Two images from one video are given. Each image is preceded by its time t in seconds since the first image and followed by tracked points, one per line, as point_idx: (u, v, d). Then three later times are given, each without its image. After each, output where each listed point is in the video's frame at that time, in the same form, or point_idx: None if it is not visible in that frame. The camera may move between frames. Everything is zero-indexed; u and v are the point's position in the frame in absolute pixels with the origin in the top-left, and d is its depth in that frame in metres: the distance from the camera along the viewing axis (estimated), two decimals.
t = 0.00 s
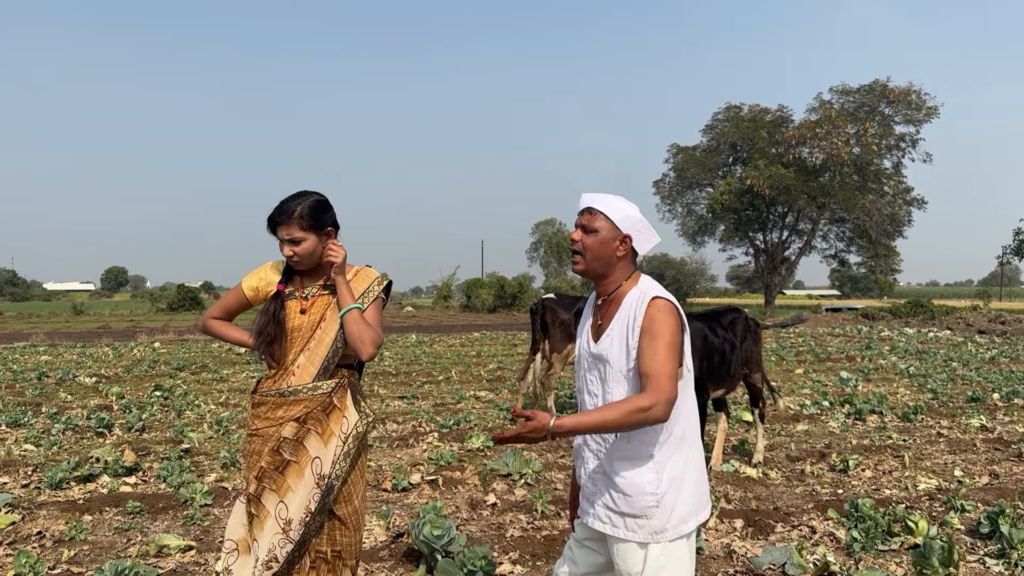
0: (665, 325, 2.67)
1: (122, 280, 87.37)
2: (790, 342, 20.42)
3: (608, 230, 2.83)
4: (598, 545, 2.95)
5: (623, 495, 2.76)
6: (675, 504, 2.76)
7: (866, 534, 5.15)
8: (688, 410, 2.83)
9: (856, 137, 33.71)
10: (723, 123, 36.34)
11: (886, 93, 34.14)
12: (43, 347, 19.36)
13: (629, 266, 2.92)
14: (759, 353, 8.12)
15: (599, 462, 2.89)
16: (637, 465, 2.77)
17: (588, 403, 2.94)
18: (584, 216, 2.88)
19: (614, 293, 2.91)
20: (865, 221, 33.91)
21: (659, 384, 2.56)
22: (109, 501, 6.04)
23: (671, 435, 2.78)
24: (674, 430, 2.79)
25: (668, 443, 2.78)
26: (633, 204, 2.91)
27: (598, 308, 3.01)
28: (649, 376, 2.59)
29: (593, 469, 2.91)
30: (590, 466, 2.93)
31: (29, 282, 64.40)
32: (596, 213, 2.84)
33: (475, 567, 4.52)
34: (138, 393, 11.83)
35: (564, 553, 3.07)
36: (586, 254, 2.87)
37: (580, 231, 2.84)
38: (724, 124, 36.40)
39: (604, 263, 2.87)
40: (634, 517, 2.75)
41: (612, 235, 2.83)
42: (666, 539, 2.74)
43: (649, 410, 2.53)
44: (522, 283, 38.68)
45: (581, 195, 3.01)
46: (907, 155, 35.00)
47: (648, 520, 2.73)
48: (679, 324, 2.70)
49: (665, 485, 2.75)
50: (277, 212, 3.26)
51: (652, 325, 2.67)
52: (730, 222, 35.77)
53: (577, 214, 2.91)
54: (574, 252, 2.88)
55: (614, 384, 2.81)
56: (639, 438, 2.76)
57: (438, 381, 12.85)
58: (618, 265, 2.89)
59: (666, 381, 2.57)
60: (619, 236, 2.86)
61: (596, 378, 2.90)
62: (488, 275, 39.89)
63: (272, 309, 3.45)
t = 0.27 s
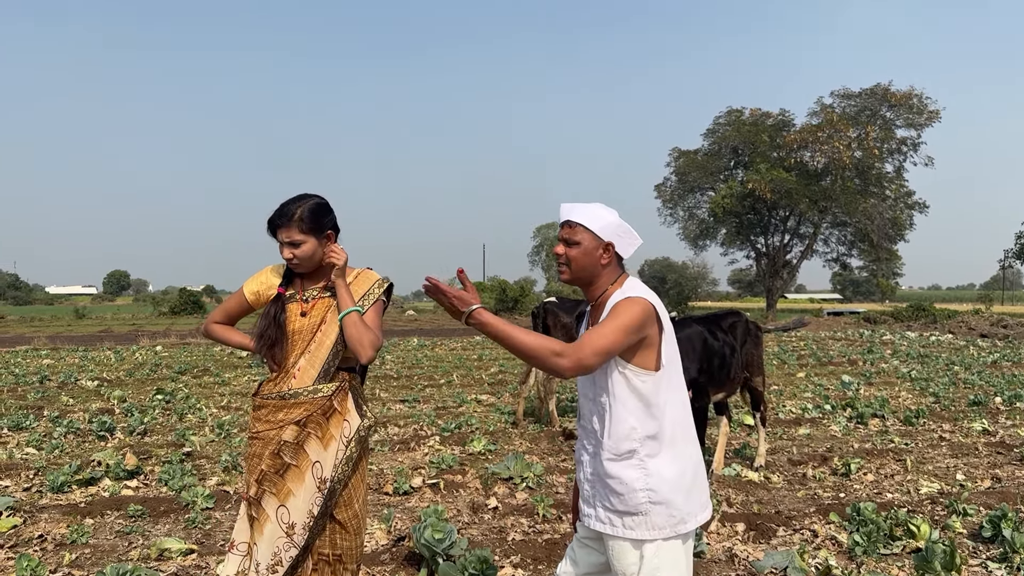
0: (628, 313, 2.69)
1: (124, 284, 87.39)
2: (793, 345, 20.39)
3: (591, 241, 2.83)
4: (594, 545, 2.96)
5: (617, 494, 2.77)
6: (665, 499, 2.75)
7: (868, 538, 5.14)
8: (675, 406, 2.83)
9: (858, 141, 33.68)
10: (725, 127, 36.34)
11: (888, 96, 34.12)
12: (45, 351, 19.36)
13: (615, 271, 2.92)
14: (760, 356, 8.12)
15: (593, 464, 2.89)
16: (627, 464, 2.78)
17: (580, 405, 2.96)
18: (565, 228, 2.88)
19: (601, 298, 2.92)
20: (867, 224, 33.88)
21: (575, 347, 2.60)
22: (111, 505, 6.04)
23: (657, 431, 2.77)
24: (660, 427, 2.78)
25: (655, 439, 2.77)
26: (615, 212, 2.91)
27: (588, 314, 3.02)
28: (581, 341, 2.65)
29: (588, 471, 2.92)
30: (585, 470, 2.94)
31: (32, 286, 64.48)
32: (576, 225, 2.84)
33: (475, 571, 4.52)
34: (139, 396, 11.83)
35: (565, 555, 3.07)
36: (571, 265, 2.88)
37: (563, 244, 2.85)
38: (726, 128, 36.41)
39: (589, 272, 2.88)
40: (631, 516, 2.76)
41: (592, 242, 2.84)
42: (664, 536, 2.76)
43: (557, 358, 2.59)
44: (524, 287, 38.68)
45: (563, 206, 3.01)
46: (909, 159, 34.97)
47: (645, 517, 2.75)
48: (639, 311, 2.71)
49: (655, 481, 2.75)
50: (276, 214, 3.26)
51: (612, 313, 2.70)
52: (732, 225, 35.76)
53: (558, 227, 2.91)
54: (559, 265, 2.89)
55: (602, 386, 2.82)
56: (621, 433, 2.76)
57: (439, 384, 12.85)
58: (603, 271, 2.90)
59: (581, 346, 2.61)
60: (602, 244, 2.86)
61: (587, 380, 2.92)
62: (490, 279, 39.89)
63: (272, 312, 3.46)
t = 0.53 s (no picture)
0: (613, 324, 2.70)
1: (126, 287, 87.42)
2: (795, 349, 20.36)
3: (573, 249, 2.84)
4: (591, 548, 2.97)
5: (602, 497, 2.79)
6: (651, 504, 2.75)
7: (871, 541, 5.14)
8: (663, 409, 2.82)
9: (860, 144, 33.66)
10: (726, 130, 36.35)
11: (889, 100, 34.12)
12: (47, 354, 19.37)
13: (602, 277, 2.93)
14: (761, 359, 8.13)
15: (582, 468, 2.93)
16: (611, 467, 2.79)
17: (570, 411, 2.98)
18: (547, 239, 2.89)
19: (590, 304, 2.93)
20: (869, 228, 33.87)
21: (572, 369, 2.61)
22: (113, 508, 6.04)
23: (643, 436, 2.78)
24: (646, 430, 2.79)
25: (641, 443, 2.78)
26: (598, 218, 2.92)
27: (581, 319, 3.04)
28: (575, 363, 2.66)
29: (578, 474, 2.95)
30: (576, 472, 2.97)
31: (34, 289, 64.54)
32: (557, 235, 2.85)
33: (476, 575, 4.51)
34: (141, 400, 11.83)
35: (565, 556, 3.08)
36: (557, 275, 2.89)
37: (546, 255, 2.86)
38: (727, 131, 36.41)
39: (576, 281, 2.89)
40: (617, 518, 2.77)
41: (576, 250, 2.85)
42: (654, 537, 2.75)
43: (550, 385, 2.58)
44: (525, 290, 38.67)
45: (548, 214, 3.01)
46: (910, 162, 34.95)
47: (630, 520, 2.75)
48: (626, 321, 2.71)
49: (640, 485, 2.76)
50: (278, 218, 3.27)
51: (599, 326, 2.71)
52: (734, 229, 35.75)
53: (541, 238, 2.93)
54: (545, 275, 2.90)
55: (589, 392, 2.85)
56: (606, 439, 2.78)
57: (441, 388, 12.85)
58: (590, 277, 2.91)
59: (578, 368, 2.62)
60: (585, 251, 2.88)
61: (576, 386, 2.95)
62: (491, 282, 39.88)
63: (274, 315, 3.46)
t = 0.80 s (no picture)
0: (639, 333, 2.70)
1: (128, 288, 87.46)
2: (795, 351, 20.33)
3: (586, 248, 2.85)
4: (596, 550, 2.96)
5: (608, 499, 2.80)
6: (658, 507, 2.76)
7: (873, 544, 5.13)
8: (673, 414, 2.84)
9: (861, 146, 33.64)
10: (727, 133, 36.36)
11: (890, 102, 34.09)
12: (48, 357, 19.37)
13: (613, 278, 2.93)
14: (763, 362, 8.12)
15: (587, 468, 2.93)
16: (619, 471, 2.80)
17: (577, 412, 2.99)
18: (560, 237, 2.90)
19: (600, 304, 2.93)
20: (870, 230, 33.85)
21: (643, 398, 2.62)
22: (115, 510, 6.04)
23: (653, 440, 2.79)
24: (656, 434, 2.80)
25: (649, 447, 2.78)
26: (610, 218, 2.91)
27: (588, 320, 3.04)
28: (637, 388, 2.65)
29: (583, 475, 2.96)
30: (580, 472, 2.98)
31: (36, 291, 64.61)
32: (570, 233, 2.85)
33: None
34: (142, 402, 11.82)
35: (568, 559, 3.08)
36: (568, 272, 2.89)
37: (558, 253, 2.86)
38: (728, 134, 36.40)
39: (586, 279, 2.89)
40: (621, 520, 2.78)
41: (588, 250, 2.85)
42: (660, 540, 2.76)
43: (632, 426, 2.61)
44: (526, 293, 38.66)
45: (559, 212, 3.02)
46: (911, 165, 34.92)
47: (635, 522, 2.76)
48: (653, 330, 2.71)
49: (647, 488, 2.76)
50: (283, 221, 3.28)
51: (628, 338, 2.71)
52: (735, 231, 35.73)
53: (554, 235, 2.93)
54: (556, 272, 2.90)
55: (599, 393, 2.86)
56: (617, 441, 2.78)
57: (442, 390, 12.83)
58: (600, 278, 2.91)
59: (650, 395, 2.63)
60: (597, 251, 2.88)
61: (584, 387, 2.95)
62: (492, 285, 39.87)
63: (277, 318, 3.45)
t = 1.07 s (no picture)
0: (682, 332, 2.72)
1: (129, 289, 87.53)
2: (796, 352, 20.31)
3: (616, 238, 2.84)
4: (604, 554, 2.96)
5: (629, 502, 2.76)
6: (679, 509, 2.76)
7: (873, 545, 5.13)
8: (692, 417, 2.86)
9: (861, 147, 33.65)
10: (727, 134, 36.37)
11: (890, 103, 34.09)
12: (49, 358, 19.38)
13: (635, 277, 2.93)
14: (765, 363, 8.12)
15: (602, 469, 2.89)
16: (642, 471, 2.77)
17: (591, 412, 2.93)
18: (594, 221, 2.89)
19: (621, 301, 2.93)
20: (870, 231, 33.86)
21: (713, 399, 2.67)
22: (116, 511, 6.05)
23: (677, 442, 2.80)
24: (681, 435, 2.81)
25: (673, 448, 2.79)
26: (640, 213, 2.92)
27: (604, 316, 3.02)
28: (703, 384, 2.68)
29: (595, 476, 2.91)
30: (591, 474, 2.92)
31: (36, 292, 64.64)
32: (607, 219, 2.86)
33: None
34: (143, 403, 11.83)
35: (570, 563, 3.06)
36: (592, 263, 2.87)
37: (589, 235, 2.85)
38: (728, 135, 36.41)
39: (609, 270, 2.88)
40: (640, 523, 2.75)
41: (618, 244, 2.85)
42: (675, 543, 2.76)
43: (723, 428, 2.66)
44: (527, 294, 38.67)
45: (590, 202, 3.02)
46: (912, 166, 34.93)
47: (654, 525, 2.74)
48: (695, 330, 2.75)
49: (670, 489, 2.77)
50: (286, 223, 3.28)
51: (672, 338, 2.72)
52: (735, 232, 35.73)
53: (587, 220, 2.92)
54: (579, 254, 2.88)
55: (621, 392, 2.82)
56: (644, 442, 2.76)
57: (443, 391, 12.83)
58: (623, 274, 2.91)
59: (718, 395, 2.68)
60: (625, 245, 2.87)
61: (601, 386, 2.91)
62: (492, 285, 39.89)
63: (279, 320, 3.45)
